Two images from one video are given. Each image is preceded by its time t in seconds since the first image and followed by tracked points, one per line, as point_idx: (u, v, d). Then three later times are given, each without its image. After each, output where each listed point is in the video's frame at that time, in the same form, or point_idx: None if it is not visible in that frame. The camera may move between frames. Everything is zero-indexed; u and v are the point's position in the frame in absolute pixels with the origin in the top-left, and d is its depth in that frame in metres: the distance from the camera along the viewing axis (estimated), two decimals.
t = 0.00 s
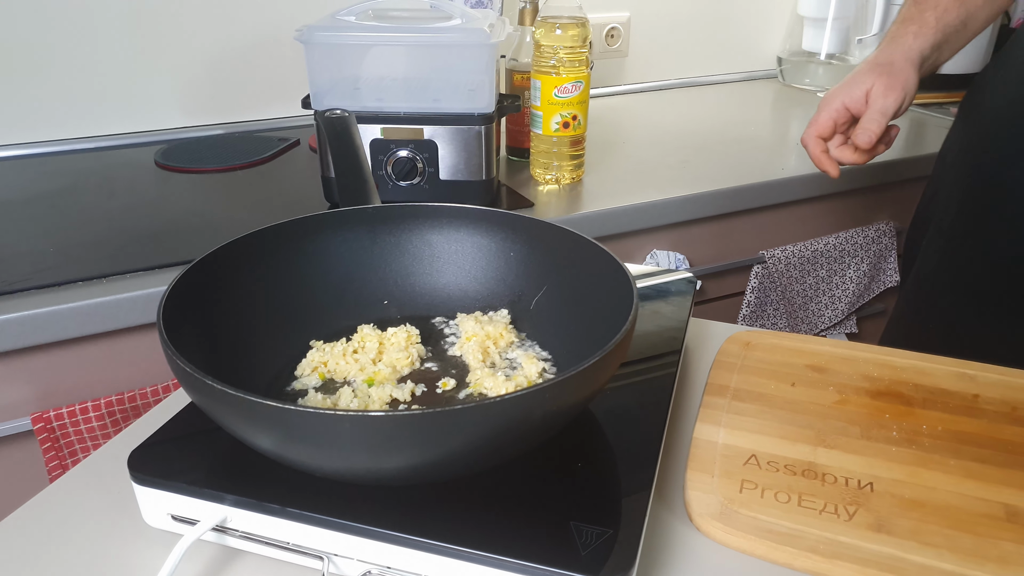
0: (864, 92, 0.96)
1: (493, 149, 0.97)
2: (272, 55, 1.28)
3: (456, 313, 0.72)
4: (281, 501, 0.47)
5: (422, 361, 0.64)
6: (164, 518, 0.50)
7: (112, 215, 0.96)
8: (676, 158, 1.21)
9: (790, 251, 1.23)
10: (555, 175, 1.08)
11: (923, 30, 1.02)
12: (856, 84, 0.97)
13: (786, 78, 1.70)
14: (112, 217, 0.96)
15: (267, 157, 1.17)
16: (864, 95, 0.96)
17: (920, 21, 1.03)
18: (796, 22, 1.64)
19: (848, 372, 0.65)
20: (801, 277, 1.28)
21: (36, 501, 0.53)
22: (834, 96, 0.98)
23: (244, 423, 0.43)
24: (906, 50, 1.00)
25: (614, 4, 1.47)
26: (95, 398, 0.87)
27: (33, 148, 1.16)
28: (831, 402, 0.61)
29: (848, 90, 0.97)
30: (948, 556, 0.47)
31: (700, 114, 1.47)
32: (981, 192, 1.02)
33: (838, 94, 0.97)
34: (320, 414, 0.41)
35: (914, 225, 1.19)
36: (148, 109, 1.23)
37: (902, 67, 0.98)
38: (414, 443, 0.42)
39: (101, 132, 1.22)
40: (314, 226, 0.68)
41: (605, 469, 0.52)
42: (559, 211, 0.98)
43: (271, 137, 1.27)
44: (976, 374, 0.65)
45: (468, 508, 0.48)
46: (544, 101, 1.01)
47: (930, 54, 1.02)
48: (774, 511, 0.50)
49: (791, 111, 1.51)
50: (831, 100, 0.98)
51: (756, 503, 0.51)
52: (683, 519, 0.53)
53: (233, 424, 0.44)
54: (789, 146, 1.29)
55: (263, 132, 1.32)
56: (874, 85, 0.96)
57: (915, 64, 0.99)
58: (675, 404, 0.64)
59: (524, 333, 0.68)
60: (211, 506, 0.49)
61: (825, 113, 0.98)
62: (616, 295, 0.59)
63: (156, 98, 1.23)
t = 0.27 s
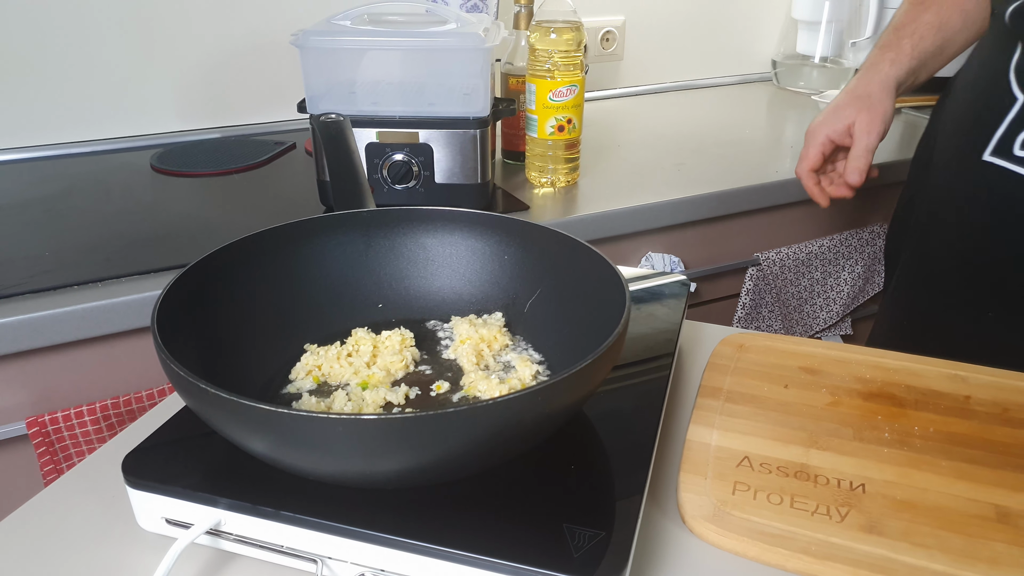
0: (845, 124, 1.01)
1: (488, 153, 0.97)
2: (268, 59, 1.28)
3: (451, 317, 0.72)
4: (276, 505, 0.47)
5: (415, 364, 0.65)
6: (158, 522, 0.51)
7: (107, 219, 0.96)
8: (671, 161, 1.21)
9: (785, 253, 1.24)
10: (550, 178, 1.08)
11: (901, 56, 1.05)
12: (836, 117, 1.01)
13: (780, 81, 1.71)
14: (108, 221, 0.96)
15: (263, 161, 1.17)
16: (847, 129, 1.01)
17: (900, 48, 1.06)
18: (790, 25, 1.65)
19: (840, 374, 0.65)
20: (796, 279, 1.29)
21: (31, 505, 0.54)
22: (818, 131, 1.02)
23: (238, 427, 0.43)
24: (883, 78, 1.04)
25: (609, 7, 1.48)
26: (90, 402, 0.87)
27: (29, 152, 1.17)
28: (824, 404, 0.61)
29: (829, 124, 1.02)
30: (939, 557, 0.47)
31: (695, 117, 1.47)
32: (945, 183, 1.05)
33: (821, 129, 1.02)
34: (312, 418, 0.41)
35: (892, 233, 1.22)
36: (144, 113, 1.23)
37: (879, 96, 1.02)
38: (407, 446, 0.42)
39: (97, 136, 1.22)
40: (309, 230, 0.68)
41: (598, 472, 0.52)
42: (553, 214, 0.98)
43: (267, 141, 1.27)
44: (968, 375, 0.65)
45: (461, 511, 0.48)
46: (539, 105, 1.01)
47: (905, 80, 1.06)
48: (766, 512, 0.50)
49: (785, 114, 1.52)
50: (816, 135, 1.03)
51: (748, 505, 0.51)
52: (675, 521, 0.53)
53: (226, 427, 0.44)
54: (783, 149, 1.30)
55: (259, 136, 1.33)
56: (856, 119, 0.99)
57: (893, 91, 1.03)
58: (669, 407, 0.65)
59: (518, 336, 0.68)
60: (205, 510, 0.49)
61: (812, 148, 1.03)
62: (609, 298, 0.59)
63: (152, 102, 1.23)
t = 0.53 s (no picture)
0: (823, 190, 1.09)
1: (484, 156, 0.97)
2: (265, 62, 1.29)
3: (445, 320, 0.72)
4: (269, 507, 0.48)
5: (409, 368, 0.65)
6: (152, 525, 0.51)
7: (103, 222, 0.97)
8: (667, 164, 1.22)
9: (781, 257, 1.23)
10: (546, 181, 1.09)
11: (891, 73, 1.08)
12: (817, 184, 1.08)
13: (777, 84, 1.71)
14: (103, 224, 0.96)
15: (259, 164, 1.17)
16: (821, 197, 1.10)
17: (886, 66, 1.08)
18: (786, 29, 1.65)
19: (834, 378, 0.65)
20: (792, 282, 1.28)
21: (24, 508, 0.54)
22: (799, 193, 1.09)
23: (231, 430, 0.44)
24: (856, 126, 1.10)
25: (605, 11, 1.48)
26: (86, 405, 0.87)
27: (25, 155, 1.17)
28: (817, 407, 0.61)
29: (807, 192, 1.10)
30: (929, 559, 0.47)
31: (691, 120, 1.48)
32: (888, 193, 1.04)
33: (804, 192, 1.08)
34: (304, 420, 0.41)
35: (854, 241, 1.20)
36: (141, 115, 1.23)
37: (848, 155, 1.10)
38: (400, 449, 0.42)
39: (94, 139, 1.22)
40: (304, 233, 0.68)
41: (591, 474, 0.52)
42: (549, 218, 0.99)
43: (263, 144, 1.27)
44: (960, 378, 0.65)
45: (454, 514, 0.48)
46: (535, 108, 1.01)
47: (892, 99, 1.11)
48: (758, 515, 0.51)
49: (781, 117, 1.52)
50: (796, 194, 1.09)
51: (740, 507, 0.51)
52: (668, 523, 0.53)
53: (220, 430, 0.44)
54: (779, 152, 1.30)
55: (256, 139, 1.33)
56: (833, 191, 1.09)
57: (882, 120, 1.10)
58: (662, 410, 0.65)
59: (512, 339, 0.69)
60: (198, 512, 0.49)
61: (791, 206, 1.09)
62: (602, 302, 0.59)
63: (149, 105, 1.23)
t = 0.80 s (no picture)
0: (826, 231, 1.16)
1: (478, 159, 0.97)
2: (260, 65, 1.29)
3: (439, 323, 0.72)
4: (262, 512, 0.48)
5: (403, 372, 0.65)
6: (145, 529, 0.51)
7: (98, 226, 0.97)
8: (662, 167, 1.22)
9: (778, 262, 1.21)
10: (541, 185, 1.09)
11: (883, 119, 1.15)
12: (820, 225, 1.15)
13: (772, 87, 1.72)
14: (98, 228, 0.96)
15: (254, 167, 1.17)
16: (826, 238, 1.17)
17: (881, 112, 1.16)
18: (781, 32, 1.66)
19: (827, 381, 0.65)
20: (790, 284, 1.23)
21: (17, 513, 0.53)
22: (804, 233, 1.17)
23: (223, 435, 0.44)
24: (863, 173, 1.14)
25: (600, 14, 1.49)
26: (80, 409, 0.87)
27: (20, 159, 1.17)
28: (810, 410, 0.62)
29: (808, 230, 1.17)
30: (921, 561, 0.47)
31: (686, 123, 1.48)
32: (875, 196, 1.05)
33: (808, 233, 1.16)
34: (295, 425, 0.41)
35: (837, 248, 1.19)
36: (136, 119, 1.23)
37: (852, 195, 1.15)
38: (392, 453, 0.42)
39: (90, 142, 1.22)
40: (298, 237, 0.68)
41: (584, 478, 0.52)
42: (544, 221, 0.99)
43: (259, 147, 1.27)
44: (953, 381, 0.65)
45: (447, 519, 0.48)
46: (530, 112, 1.01)
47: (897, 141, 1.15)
48: (751, 518, 0.51)
49: (776, 120, 1.53)
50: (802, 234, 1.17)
51: (733, 511, 0.51)
52: (661, 526, 0.53)
53: (212, 435, 0.44)
54: (774, 155, 1.30)
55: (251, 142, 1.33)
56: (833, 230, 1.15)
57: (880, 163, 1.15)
58: (656, 413, 0.65)
59: (506, 343, 0.69)
60: (191, 517, 0.49)
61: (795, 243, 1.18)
62: (595, 305, 0.59)
63: (144, 108, 1.23)
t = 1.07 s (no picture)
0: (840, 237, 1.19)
1: (475, 164, 0.97)
2: (258, 70, 1.29)
3: (435, 329, 0.72)
4: (258, 519, 0.48)
5: (399, 377, 0.65)
6: (141, 536, 0.51)
7: (97, 231, 0.97)
8: (659, 170, 1.22)
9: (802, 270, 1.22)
10: (538, 189, 1.09)
11: (924, 140, 1.15)
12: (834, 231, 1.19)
13: (768, 89, 1.72)
14: (97, 234, 0.96)
15: (252, 173, 1.17)
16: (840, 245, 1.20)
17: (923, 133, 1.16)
18: (778, 34, 1.66)
19: (824, 384, 0.65)
20: (814, 291, 1.25)
21: (14, 520, 0.53)
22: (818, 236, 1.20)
23: (219, 442, 0.44)
24: (891, 186, 1.16)
25: (597, 17, 1.49)
26: (79, 415, 0.87)
27: (19, 165, 1.17)
28: (807, 413, 0.62)
29: (823, 236, 1.20)
30: (919, 566, 0.47)
31: (684, 126, 1.48)
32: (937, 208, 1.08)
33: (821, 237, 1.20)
34: (290, 432, 0.41)
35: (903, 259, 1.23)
36: (135, 125, 1.24)
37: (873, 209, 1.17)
38: (386, 460, 0.42)
39: (88, 148, 1.22)
40: (294, 243, 0.68)
41: (580, 483, 0.52)
42: (541, 225, 0.99)
43: (256, 152, 1.27)
44: (950, 384, 0.65)
45: (442, 524, 0.48)
46: (526, 116, 1.01)
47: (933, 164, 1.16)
48: (748, 523, 0.51)
49: (774, 122, 1.53)
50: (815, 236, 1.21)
51: (730, 515, 0.51)
52: (658, 531, 0.53)
53: (207, 442, 0.44)
54: (772, 158, 1.30)
55: (249, 147, 1.33)
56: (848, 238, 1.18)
57: (915, 182, 1.15)
58: (653, 417, 0.65)
59: (501, 348, 0.69)
60: (187, 524, 0.49)
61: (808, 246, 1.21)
62: (591, 310, 0.59)
63: (143, 114, 1.24)
